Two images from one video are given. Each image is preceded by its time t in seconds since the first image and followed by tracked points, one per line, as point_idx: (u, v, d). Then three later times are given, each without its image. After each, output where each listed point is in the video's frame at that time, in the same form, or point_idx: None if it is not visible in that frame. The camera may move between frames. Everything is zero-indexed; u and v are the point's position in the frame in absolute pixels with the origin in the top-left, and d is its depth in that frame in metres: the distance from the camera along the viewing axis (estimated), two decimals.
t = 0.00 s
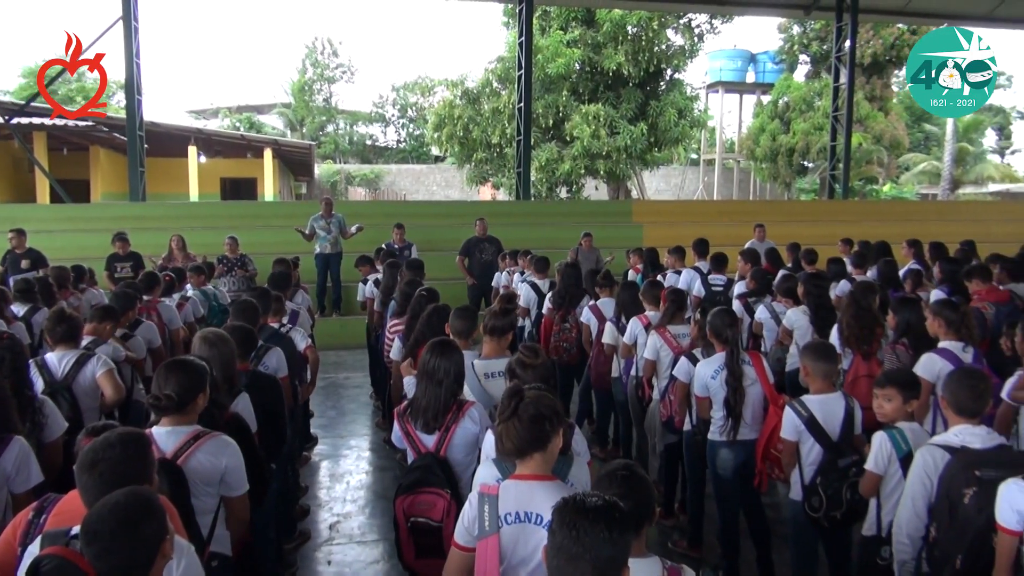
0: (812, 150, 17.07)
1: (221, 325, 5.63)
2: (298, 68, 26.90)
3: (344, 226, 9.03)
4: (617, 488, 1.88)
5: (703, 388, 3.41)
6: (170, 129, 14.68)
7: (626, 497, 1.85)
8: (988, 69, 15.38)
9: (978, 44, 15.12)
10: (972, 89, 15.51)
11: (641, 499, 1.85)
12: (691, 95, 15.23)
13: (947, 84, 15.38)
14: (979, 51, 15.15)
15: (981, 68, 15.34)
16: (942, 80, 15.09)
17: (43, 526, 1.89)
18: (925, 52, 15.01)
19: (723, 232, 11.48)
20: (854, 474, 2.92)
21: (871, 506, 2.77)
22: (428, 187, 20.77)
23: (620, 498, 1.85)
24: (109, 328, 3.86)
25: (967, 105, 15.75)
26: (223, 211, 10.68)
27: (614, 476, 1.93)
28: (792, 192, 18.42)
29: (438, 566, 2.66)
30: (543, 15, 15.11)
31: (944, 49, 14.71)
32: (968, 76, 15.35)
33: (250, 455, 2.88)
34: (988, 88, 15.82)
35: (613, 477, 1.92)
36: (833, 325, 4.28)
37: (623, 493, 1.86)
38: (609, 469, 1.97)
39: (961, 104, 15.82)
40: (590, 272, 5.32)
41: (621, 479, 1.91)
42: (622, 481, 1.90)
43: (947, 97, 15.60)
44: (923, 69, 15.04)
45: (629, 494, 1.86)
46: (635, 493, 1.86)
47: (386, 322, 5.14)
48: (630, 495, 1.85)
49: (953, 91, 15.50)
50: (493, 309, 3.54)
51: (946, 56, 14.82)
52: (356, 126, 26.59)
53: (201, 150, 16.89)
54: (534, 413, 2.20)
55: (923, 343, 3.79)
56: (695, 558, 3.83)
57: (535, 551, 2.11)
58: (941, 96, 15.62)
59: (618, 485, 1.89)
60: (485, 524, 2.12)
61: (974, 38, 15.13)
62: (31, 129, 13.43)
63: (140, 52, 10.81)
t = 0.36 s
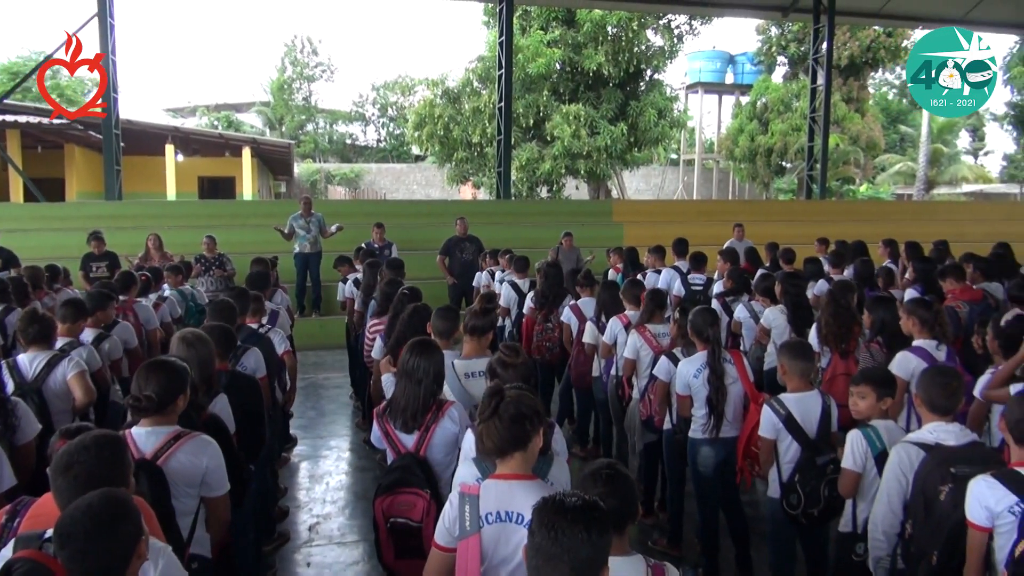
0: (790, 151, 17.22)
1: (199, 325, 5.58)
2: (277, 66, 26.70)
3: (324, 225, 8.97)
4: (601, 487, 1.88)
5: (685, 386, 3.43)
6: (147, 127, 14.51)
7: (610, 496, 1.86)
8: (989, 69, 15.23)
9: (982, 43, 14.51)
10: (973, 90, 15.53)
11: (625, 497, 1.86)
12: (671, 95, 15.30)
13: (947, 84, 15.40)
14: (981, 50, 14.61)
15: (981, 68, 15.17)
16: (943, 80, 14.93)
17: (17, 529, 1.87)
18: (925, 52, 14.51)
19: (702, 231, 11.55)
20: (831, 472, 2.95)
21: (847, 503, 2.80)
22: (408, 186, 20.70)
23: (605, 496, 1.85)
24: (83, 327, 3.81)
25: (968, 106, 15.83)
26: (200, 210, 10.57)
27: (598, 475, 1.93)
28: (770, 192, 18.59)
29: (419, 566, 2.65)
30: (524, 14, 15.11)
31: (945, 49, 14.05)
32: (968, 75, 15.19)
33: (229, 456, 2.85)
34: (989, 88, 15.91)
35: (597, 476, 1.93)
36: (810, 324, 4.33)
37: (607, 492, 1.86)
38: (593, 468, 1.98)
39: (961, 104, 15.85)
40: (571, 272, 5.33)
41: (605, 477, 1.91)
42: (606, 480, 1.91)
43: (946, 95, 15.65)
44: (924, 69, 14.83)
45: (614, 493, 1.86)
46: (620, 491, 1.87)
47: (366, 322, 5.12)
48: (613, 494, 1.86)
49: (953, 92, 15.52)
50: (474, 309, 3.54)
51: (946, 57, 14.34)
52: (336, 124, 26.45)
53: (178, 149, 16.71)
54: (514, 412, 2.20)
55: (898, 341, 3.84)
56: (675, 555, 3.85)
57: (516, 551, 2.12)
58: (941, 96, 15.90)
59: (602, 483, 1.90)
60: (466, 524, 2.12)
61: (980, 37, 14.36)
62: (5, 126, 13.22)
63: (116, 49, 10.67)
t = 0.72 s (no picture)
0: (769, 151, 17.37)
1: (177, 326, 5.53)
2: (257, 64, 26.51)
3: (304, 225, 8.92)
4: (587, 485, 1.88)
5: (668, 383, 3.44)
6: (124, 125, 14.35)
7: (597, 495, 1.85)
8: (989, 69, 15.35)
9: (980, 44, 14.52)
10: (971, 90, 15.82)
11: (611, 496, 1.86)
12: (652, 95, 15.35)
13: (947, 84, 15.73)
14: (981, 51, 14.62)
15: (981, 69, 15.23)
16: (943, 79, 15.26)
17: None
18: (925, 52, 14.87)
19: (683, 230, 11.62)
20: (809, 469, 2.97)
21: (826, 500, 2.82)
22: (389, 186, 20.62)
23: (591, 494, 1.85)
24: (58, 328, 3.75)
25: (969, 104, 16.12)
26: (178, 209, 10.46)
27: (583, 474, 1.94)
28: (750, 192, 18.73)
29: (400, 567, 2.64)
30: (505, 14, 15.12)
31: (945, 48, 14.36)
32: (969, 76, 15.42)
33: (209, 457, 2.82)
34: (987, 87, 16.02)
35: (582, 474, 1.93)
36: (788, 323, 4.37)
37: (593, 490, 1.86)
38: (579, 467, 1.98)
39: (960, 103, 16.22)
40: (553, 271, 5.33)
41: (591, 476, 1.91)
42: (592, 479, 1.90)
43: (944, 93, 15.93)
44: (924, 69, 15.20)
45: (600, 491, 1.86)
46: (606, 490, 1.86)
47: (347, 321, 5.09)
48: (600, 492, 1.86)
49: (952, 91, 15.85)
50: (456, 309, 3.54)
51: (945, 57, 14.65)
52: (317, 123, 26.31)
53: (156, 147, 16.54)
54: (495, 411, 2.20)
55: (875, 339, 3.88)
56: (656, 553, 3.87)
57: (497, 550, 2.12)
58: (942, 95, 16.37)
59: (587, 482, 1.90)
60: (448, 524, 2.11)
61: (980, 37, 14.54)
62: None
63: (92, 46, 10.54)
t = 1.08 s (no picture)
0: (750, 150, 17.48)
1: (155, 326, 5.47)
2: (236, 63, 26.31)
3: (285, 224, 8.86)
4: (575, 485, 1.88)
5: (653, 379, 3.44)
6: (101, 124, 14.19)
7: (585, 493, 1.85)
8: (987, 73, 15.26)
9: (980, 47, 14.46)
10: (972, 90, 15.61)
11: (600, 495, 1.86)
12: (633, 94, 15.41)
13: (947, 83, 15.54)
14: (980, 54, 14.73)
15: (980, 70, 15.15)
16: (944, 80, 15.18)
17: None
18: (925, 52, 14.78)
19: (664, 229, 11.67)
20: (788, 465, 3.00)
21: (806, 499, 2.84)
22: (371, 184, 20.55)
23: (580, 493, 1.85)
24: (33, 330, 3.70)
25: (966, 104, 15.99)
26: (156, 209, 10.34)
27: (570, 473, 1.93)
28: (731, 191, 18.86)
29: (382, 567, 2.63)
30: (487, 13, 15.11)
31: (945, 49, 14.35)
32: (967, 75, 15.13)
33: (189, 459, 2.79)
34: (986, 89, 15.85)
35: (569, 474, 1.93)
36: (767, 321, 4.40)
37: (582, 489, 1.86)
38: (565, 466, 1.97)
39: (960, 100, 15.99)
40: (536, 270, 5.33)
41: (578, 475, 1.91)
42: (579, 478, 1.90)
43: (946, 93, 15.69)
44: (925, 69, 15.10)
45: (589, 490, 1.86)
46: (595, 489, 1.86)
47: (328, 321, 5.07)
48: (588, 491, 1.86)
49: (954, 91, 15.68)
50: (438, 308, 3.53)
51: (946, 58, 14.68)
52: (298, 122, 26.15)
53: (134, 146, 16.36)
54: (476, 410, 2.20)
55: (854, 336, 3.90)
56: (638, 550, 3.89)
57: (478, 550, 2.11)
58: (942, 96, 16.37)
59: (575, 481, 1.89)
60: (429, 524, 2.11)
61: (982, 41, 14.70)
62: None
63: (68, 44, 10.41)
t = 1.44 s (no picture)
0: (730, 148, 17.60)
1: (134, 327, 5.42)
2: (215, 61, 26.09)
3: (265, 224, 8.80)
4: (557, 485, 1.87)
5: (637, 375, 3.45)
6: (78, 123, 14.01)
7: (568, 494, 1.85)
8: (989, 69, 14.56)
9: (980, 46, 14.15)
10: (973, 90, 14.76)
11: (582, 494, 1.85)
12: (614, 93, 15.44)
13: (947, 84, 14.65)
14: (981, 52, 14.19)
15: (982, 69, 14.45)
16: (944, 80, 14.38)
17: None
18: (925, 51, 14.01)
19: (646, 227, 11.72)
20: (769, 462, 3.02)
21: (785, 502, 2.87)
22: (352, 183, 20.47)
23: (562, 493, 1.84)
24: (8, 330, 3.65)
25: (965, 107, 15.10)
26: (134, 208, 10.24)
27: (551, 472, 1.92)
28: (711, 189, 18.96)
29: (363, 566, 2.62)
30: (468, 11, 15.09)
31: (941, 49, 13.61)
32: (966, 75, 14.33)
33: (168, 461, 2.76)
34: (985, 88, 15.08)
35: (549, 474, 1.91)
36: (747, 318, 4.44)
37: (564, 489, 1.85)
38: (545, 465, 1.96)
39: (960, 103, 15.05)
40: (518, 268, 5.33)
41: (559, 474, 1.90)
42: (560, 477, 1.89)
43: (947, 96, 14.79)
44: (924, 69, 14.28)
45: (571, 490, 1.85)
46: (577, 489, 1.86)
47: (309, 321, 5.04)
48: (571, 490, 1.85)
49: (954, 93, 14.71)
50: (418, 308, 3.53)
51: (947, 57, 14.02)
52: (278, 121, 25.97)
53: (111, 145, 16.16)
54: (457, 409, 2.20)
55: (832, 333, 3.94)
56: (620, 548, 3.90)
57: (460, 550, 2.12)
58: (942, 96, 15.22)
59: (556, 481, 1.88)
60: (410, 524, 2.10)
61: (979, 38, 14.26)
62: None
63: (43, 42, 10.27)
